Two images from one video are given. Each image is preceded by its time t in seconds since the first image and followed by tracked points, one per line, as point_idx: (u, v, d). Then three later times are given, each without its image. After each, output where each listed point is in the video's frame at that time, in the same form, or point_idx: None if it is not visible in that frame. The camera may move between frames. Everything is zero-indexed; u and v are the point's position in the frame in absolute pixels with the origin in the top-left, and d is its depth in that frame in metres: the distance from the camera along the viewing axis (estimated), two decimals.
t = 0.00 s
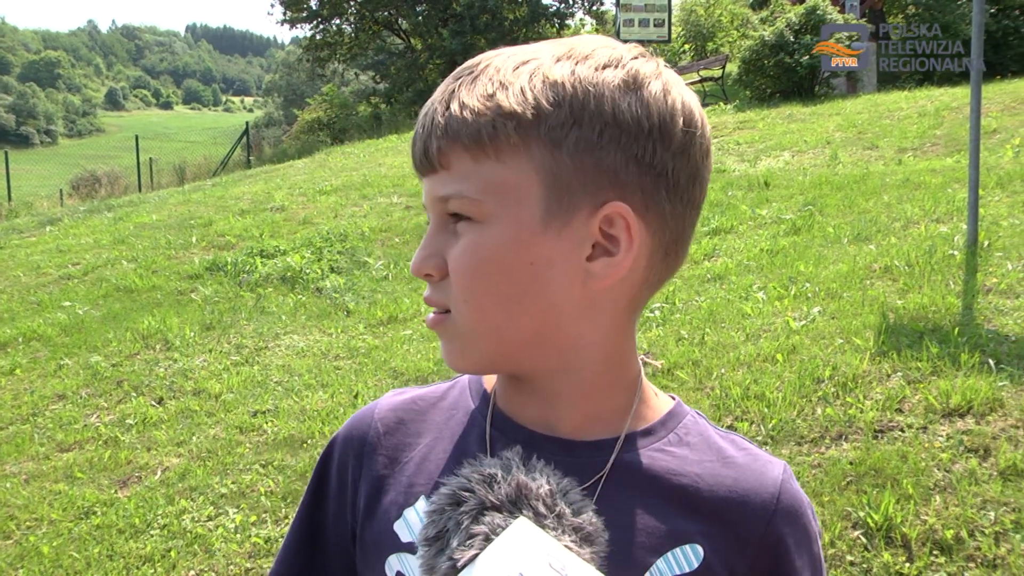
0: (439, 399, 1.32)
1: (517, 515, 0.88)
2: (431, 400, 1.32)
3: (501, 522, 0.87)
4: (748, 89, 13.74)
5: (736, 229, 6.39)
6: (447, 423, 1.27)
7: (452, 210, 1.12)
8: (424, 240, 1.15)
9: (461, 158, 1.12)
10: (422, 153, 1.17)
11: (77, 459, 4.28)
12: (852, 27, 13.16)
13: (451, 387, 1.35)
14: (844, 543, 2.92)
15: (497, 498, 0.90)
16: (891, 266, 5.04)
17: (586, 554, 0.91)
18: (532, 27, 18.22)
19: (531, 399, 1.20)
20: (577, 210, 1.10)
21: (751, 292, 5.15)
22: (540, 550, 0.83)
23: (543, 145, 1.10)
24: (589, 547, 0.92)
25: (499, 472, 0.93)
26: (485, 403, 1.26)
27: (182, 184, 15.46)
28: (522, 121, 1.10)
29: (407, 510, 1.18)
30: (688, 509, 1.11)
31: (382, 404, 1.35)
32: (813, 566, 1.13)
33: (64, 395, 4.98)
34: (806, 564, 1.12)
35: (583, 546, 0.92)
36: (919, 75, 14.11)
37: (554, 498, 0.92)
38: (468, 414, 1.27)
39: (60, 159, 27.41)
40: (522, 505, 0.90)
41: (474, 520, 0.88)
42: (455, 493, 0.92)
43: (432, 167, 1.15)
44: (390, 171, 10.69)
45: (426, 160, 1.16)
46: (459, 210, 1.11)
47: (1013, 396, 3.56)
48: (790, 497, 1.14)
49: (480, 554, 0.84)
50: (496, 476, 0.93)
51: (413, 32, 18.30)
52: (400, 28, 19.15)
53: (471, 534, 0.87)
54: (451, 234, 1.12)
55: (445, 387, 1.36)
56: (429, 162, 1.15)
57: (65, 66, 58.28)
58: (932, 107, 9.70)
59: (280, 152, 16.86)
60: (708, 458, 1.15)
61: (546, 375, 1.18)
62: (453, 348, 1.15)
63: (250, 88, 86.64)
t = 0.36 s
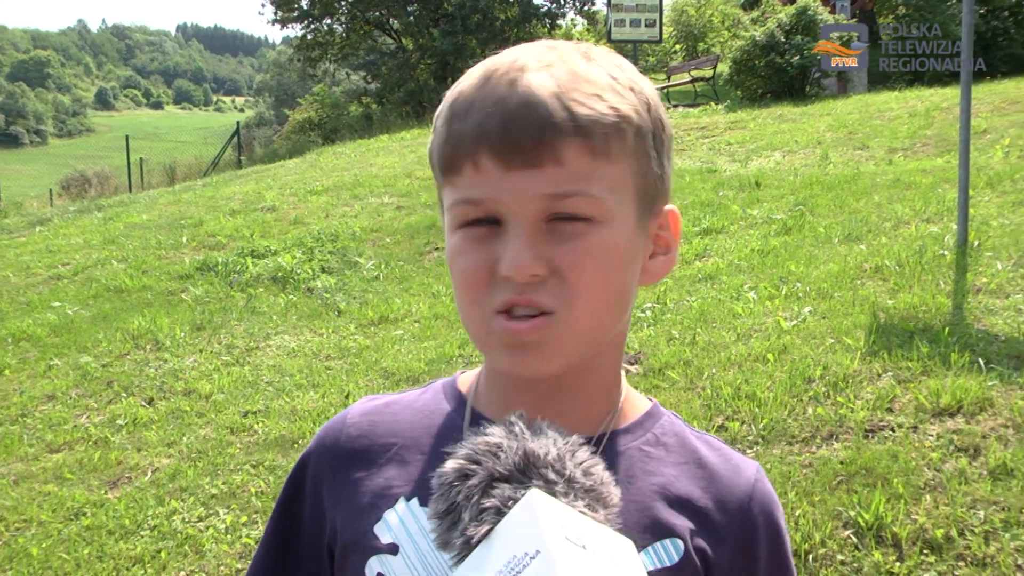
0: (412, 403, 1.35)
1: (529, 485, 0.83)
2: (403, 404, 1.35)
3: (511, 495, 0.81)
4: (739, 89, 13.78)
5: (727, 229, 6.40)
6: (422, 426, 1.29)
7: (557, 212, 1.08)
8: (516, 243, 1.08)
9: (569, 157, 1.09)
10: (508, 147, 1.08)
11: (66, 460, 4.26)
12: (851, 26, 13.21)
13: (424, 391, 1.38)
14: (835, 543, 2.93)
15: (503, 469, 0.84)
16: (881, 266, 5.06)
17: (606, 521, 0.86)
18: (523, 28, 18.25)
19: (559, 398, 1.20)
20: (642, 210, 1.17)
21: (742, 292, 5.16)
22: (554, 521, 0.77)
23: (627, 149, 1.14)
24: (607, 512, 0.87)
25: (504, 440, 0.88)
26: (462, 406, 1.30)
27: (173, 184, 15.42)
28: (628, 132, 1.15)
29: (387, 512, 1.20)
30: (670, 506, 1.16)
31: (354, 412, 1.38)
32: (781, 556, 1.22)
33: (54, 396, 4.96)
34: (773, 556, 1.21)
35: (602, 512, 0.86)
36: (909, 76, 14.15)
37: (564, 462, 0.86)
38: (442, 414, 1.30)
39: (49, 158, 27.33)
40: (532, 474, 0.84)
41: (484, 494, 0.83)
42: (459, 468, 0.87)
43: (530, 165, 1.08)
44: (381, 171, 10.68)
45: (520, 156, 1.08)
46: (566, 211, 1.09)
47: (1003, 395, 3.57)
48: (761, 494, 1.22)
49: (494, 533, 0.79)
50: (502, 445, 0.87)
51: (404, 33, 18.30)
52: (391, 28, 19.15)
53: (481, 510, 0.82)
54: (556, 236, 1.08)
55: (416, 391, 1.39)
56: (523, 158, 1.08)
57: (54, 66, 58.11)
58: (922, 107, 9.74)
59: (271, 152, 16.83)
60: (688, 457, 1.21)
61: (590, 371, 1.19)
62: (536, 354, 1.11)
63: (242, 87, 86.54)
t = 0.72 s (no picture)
0: (344, 417, 1.39)
1: (544, 503, 0.93)
2: (335, 419, 1.40)
3: (529, 515, 0.92)
4: (730, 89, 13.80)
5: (717, 229, 6.41)
6: (357, 438, 1.34)
7: (553, 211, 1.18)
8: (518, 228, 1.14)
9: (568, 161, 1.21)
10: (519, 139, 1.17)
11: (55, 461, 4.25)
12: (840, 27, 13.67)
13: (354, 404, 1.43)
14: (824, 542, 2.93)
15: (517, 487, 0.95)
16: (871, 266, 5.07)
17: (619, 522, 0.97)
18: (513, 27, 18.28)
19: (517, 394, 1.26)
20: (597, 225, 1.31)
21: (731, 292, 5.17)
22: (574, 539, 0.87)
23: (599, 167, 1.29)
24: (618, 514, 0.98)
25: (513, 458, 0.98)
26: (394, 414, 1.34)
27: (164, 183, 15.37)
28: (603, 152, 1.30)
29: (334, 528, 1.25)
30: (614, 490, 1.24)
31: (287, 431, 1.41)
32: (725, 526, 1.32)
33: (43, 396, 4.95)
34: (717, 530, 1.31)
35: (615, 513, 0.97)
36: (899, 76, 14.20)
37: (574, 474, 0.96)
38: (374, 422, 1.35)
39: (38, 158, 27.17)
40: (545, 490, 0.94)
41: (501, 515, 0.94)
42: (474, 489, 0.97)
43: (536, 161, 1.18)
44: (371, 171, 10.66)
45: (530, 149, 1.17)
46: (560, 210, 1.19)
47: (991, 394, 3.59)
48: (703, 472, 1.33)
49: (513, 555, 0.90)
50: (512, 463, 0.98)
51: (395, 32, 18.29)
52: (382, 27, 19.12)
53: (500, 531, 0.94)
54: (552, 230, 1.18)
55: (347, 405, 1.44)
56: (532, 154, 1.17)
57: (44, 65, 57.84)
58: (911, 107, 9.78)
59: (261, 151, 16.77)
60: (626, 443, 1.31)
61: (547, 368, 1.28)
62: (521, 342, 1.17)
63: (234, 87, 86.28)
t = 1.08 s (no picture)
0: (341, 417, 1.39)
1: (537, 492, 0.94)
2: (333, 420, 1.39)
3: (523, 504, 0.93)
4: (721, 89, 13.83)
5: (708, 228, 6.42)
6: (354, 438, 1.33)
7: (540, 193, 1.20)
8: (508, 210, 1.16)
9: (552, 144, 1.23)
10: (503, 124, 1.19)
11: (45, 462, 4.23)
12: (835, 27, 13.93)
13: (351, 404, 1.43)
14: (815, 541, 2.94)
15: (511, 478, 0.96)
16: (862, 265, 5.08)
17: (612, 509, 0.98)
18: (505, 27, 18.27)
19: (512, 386, 1.27)
20: (584, 212, 1.32)
21: (723, 291, 5.17)
22: (570, 526, 0.85)
23: (582, 154, 1.31)
24: (611, 502, 0.99)
25: (506, 450, 1.00)
26: (391, 413, 1.34)
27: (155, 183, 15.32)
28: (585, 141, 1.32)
29: (333, 528, 1.25)
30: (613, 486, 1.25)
31: (284, 431, 1.40)
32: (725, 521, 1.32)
33: (32, 396, 4.92)
34: (719, 526, 1.31)
35: (607, 500, 0.98)
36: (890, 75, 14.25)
37: (566, 465, 0.98)
38: (373, 423, 1.35)
39: (27, 157, 27.04)
40: (538, 480, 0.96)
41: (495, 506, 0.95)
42: (469, 483, 0.98)
43: (522, 144, 1.20)
44: (362, 171, 10.64)
45: (515, 133, 1.20)
46: (547, 193, 1.20)
47: (981, 393, 3.60)
48: (702, 467, 1.32)
49: (509, 546, 0.89)
50: (505, 456, 0.99)
51: (386, 32, 18.27)
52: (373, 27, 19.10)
53: (495, 522, 0.94)
54: (541, 213, 1.19)
55: (342, 406, 1.43)
56: (518, 137, 1.20)
57: (34, 65, 57.61)
58: (902, 107, 9.80)
59: (252, 151, 16.72)
60: (623, 438, 1.31)
61: (540, 357, 1.28)
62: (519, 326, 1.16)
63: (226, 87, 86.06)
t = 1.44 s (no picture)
0: (363, 412, 1.34)
1: (545, 500, 0.90)
2: (356, 413, 1.34)
3: (531, 512, 0.89)
4: (713, 89, 13.84)
5: (700, 228, 6.43)
6: (382, 436, 1.28)
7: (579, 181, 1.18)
8: (551, 196, 1.13)
9: (588, 133, 1.22)
10: (543, 112, 1.18)
11: (36, 462, 4.22)
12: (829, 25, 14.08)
13: (372, 398, 1.38)
14: (807, 540, 2.94)
15: (517, 485, 0.92)
16: (853, 265, 5.10)
17: (619, 515, 0.94)
18: (497, 27, 18.29)
19: (545, 379, 1.24)
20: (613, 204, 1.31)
21: (715, 291, 5.18)
22: (576, 537, 0.82)
23: (611, 146, 1.31)
24: (619, 508, 0.96)
25: (511, 457, 0.96)
26: (418, 409, 1.30)
27: (147, 182, 15.30)
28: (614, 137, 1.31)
29: (371, 530, 1.21)
30: (644, 480, 1.25)
31: (306, 428, 1.34)
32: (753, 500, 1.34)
33: (23, 397, 4.91)
34: (749, 507, 1.33)
35: (614, 507, 0.95)
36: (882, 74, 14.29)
37: (574, 471, 0.94)
38: (400, 419, 1.30)
39: (18, 156, 26.97)
40: (546, 487, 0.92)
41: (502, 514, 0.91)
42: (475, 489, 0.95)
43: (561, 132, 1.18)
44: (354, 171, 10.63)
45: (554, 121, 1.18)
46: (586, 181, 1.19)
47: (972, 392, 3.61)
48: (728, 447, 1.33)
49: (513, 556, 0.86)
50: (511, 462, 0.95)
51: (378, 31, 18.26)
52: (365, 26, 19.08)
53: (502, 530, 0.90)
54: (579, 200, 1.17)
55: (363, 398, 1.39)
56: (557, 125, 1.18)
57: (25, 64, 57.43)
58: (893, 107, 9.83)
59: (245, 151, 16.69)
60: (650, 426, 1.31)
61: (572, 350, 1.25)
62: (562, 314, 1.14)
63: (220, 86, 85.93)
